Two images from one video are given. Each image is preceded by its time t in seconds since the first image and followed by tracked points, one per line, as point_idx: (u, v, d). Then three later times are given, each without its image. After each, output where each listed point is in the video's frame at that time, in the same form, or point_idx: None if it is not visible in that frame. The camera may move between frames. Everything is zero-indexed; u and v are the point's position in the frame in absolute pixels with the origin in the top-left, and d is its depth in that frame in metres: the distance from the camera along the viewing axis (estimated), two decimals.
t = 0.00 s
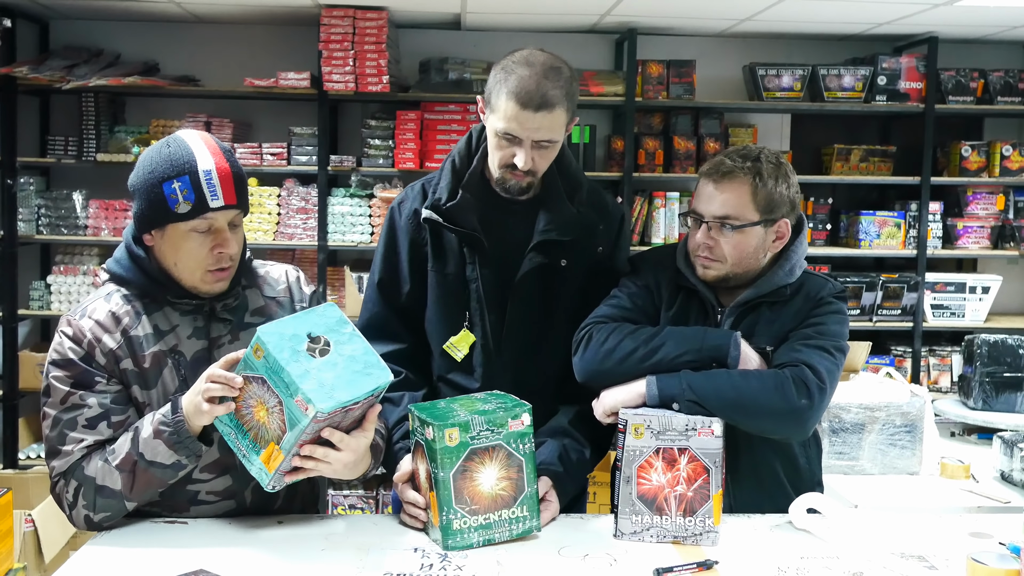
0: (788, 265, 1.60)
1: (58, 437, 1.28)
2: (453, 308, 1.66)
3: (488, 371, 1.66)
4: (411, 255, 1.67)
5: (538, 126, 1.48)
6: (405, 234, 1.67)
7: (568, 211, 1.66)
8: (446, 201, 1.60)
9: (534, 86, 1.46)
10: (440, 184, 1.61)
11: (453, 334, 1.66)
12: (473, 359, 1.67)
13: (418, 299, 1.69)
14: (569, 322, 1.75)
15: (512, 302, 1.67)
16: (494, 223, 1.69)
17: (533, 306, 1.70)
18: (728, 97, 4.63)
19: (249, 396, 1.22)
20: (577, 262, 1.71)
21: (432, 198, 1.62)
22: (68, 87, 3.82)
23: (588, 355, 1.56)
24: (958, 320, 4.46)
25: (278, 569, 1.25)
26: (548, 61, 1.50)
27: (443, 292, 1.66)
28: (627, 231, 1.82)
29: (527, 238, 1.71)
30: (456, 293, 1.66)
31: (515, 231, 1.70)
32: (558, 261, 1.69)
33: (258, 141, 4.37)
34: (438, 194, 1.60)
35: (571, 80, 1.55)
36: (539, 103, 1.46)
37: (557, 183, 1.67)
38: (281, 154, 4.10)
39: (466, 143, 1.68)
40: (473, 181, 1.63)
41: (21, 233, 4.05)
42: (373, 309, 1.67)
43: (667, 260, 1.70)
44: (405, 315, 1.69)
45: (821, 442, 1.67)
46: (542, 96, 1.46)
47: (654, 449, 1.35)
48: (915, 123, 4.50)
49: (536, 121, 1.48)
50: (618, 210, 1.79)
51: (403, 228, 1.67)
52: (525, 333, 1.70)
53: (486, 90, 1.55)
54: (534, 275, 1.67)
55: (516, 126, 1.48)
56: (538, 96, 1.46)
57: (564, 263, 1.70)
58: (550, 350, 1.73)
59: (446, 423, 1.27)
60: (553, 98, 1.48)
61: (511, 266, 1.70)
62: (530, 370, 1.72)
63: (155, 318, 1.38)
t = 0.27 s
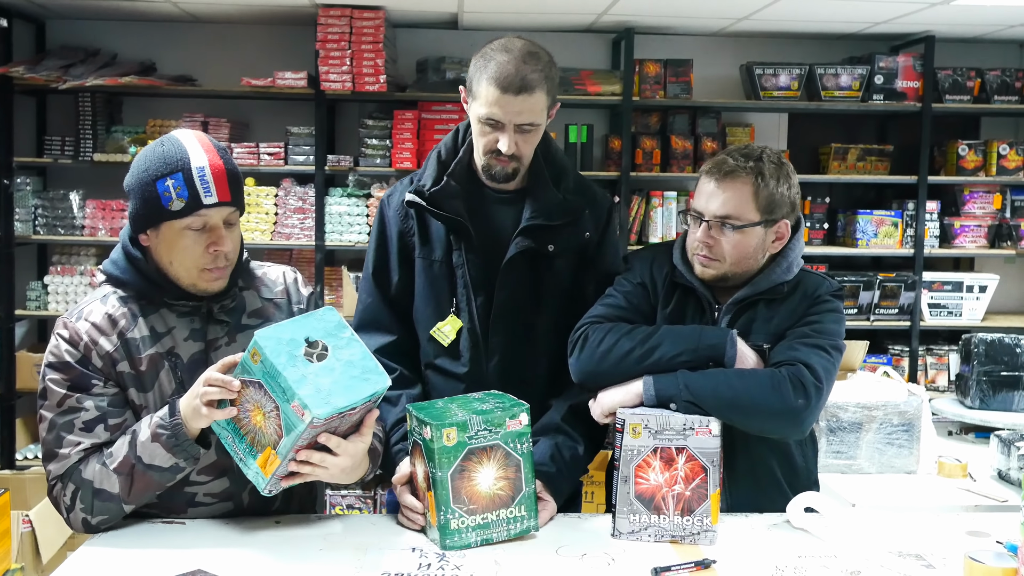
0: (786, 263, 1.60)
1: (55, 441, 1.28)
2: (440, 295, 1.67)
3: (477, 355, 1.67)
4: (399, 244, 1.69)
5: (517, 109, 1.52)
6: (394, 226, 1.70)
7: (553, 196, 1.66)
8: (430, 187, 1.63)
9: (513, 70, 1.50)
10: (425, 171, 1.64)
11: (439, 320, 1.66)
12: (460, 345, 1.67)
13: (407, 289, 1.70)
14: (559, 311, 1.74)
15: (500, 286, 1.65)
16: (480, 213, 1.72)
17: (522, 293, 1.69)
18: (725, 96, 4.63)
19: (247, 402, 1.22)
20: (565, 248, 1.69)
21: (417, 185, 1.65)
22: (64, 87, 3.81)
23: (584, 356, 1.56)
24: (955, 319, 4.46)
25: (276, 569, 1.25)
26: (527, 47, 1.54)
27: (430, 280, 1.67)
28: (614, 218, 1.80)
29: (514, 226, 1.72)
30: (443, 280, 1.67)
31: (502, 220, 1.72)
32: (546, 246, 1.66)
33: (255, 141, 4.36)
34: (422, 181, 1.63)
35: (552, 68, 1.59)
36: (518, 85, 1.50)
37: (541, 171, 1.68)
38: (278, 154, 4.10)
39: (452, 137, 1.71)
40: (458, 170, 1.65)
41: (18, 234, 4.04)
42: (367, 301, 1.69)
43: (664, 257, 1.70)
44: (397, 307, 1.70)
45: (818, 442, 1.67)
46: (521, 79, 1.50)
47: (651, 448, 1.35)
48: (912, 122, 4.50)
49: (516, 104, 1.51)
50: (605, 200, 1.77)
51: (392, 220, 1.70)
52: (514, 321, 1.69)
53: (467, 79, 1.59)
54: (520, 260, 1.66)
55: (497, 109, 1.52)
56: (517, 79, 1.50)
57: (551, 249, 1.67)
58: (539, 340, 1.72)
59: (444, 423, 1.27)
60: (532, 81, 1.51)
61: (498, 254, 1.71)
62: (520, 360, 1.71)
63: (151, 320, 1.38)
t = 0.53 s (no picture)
0: (782, 261, 1.59)
1: (50, 440, 1.27)
2: (435, 293, 1.67)
3: (473, 356, 1.67)
4: (393, 243, 1.69)
5: (504, 101, 1.53)
6: (387, 224, 1.69)
7: (545, 193, 1.66)
8: (424, 184, 1.64)
9: (499, 63, 1.51)
10: (419, 169, 1.65)
11: (434, 317, 1.67)
12: (456, 342, 1.67)
13: (401, 287, 1.70)
14: (553, 308, 1.74)
15: (495, 283, 1.66)
16: (473, 210, 1.72)
17: (515, 290, 1.70)
18: (721, 95, 4.63)
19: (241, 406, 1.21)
20: (559, 245, 1.69)
21: (411, 182, 1.65)
22: (61, 86, 3.81)
23: (578, 356, 1.56)
24: (952, 318, 4.46)
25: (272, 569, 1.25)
26: (516, 43, 1.56)
27: (424, 277, 1.67)
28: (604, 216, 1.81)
29: (507, 223, 1.72)
30: (437, 278, 1.67)
31: (495, 217, 1.72)
32: (540, 244, 1.66)
33: (252, 140, 4.36)
34: (417, 179, 1.64)
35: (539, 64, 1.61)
36: (505, 79, 1.51)
37: (533, 168, 1.69)
38: (275, 153, 4.09)
39: (444, 136, 1.72)
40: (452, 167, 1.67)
41: (14, 233, 4.03)
42: (360, 299, 1.68)
43: (659, 255, 1.70)
44: (389, 305, 1.70)
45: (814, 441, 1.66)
46: (508, 73, 1.52)
47: (648, 448, 1.35)
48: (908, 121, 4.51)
49: (502, 98, 1.52)
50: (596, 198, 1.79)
51: (385, 218, 1.70)
52: (508, 319, 1.70)
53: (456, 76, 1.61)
54: (514, 257, 1.67)
55: (483, 102, 1.53)
56: (504, 72, 1.51)
57: (545, 246, 1.67)
58: (533, 337, 1.72)
59: (440, 422, 1.27)
60: (518, 74, 1.53)
61: (491, 252, 1.71)
62: (514, 357, 1.71)
63: (147, 320, 1.38)
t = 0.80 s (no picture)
0: (779, 261, 1.59)
1: (51, 440, 1.27)
2: (433, 297, 1.67)
3: (470, 353, 1.68)
4: (390, 247, 1.68)
5: (476, 100, 1.54)
6: (384, 229, 1.69)
7: (542, 197, 1.66)
8: (420, 190, 1.63)
9: (475, 63, 1.54)
10: (415, 174, 1.64)
11: (432, 323, 1.67)
12: (455, 347, 1.68)
13: (398, 291, 1.70)
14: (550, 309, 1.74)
15: (492, 288, 1.66)
16: (468, 214, 1.72)
17: (512, 294, 1.70)
18: (721, 95, 4.63)
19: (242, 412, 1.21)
20: (555, 247, 1.69)
21: (407, 188, 1.65)
22: (60, 87, 3.81)
23: (576, 357, 1.56)
24: (952, 318, 4.46)
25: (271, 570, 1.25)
26: (498, 45, 1.58)
27: (421, 281, 1.67)
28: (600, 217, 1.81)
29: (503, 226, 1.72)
30: (435, 282, 1.67)
31: (491, 221, 1.72)
32: (536, 247, 1.66)
33: (251, 140, 4.36)
34: (413, 184, 1.63)
35: (524, 68, 1.63)
36: (478, 78, 1.53)
37: (528, 170, 1.68)
38: (274, 153, 4.10)
39: (439, 141, 1.70)
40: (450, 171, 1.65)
41: (14, 233, 4.03)
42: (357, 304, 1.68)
43: (655, 256, 1.69)
44: (387, 310, 1.70)
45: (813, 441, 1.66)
46: (482, 72, 1.53)
47: (648, 449, 1.35)
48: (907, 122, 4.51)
49: (472, 98, 1.53)
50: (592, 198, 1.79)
51: (382, 223, 1.69)
52: (506, 322, 1.70)
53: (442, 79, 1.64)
54: (511, 261, 1.67)
55: (457, 101, 1.55)
56: (479, 72, 1.53)
57: (541, 249, 1.67)
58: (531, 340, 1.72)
59: (441, 423, 1.27)
60: (492, 74, 1.54)
61: (488, 256, 1.71)
62: (512, 359, 1.71)
63: (148, 320, 1.38)
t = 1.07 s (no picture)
0: (781, 263, 1.59)
1: (55, 443, 1.27)
2: (435, 294, 1.67)
3: (472, 354, 1.68)
4: (393, 244, 1.69)
5: (474, 91, 1.57)
6: (388, 226, 1.70)
7: (545, 194, 1.66)
8: (423, 186, 1.65)
9: (475, 54, 1.57)
10: (418, 171, 1.66)
11: (433, 318, 1.67)
12: (455, 342, 1.68)
13: (401, 290, 1.70)
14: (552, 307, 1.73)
15: (494, 284, 1.65)
16: (472, 211, 1.73)
17: (514, 291, 1.69)
18: (723, 96, 4.63)
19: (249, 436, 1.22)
20: (558, 245, 1.69)
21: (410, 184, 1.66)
22: (64, 87, 3.82)
23: (579, 358, 1.55)
24: (955, 320, 4.46)
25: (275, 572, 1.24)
26: (500, 41, 1.61)
27: (423, 277, 1.67)
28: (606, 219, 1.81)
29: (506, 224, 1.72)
30: (436, 278, 1.67)
31: (494, 219, 1.73)
32: (538, 244, 1.66)
33: (254, 141, 4.36)
34: (416, 180, 1.65)
35: (525, 63, 1.65)
36: (478, 69, 1.57)
37: (532, 168, 1.68)
38: (277, 154, 4.10)
39: (445, 139, 1.73)
40: (451, 168, 1.68)
41: (17, 234, 4.04)
42: (361, 300, 1.67)
43: (657, 257, 1.69)
44: (391, 308, 1.70)
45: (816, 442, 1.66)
46: (481, 63, 1.57)
47: (651, 450, 1.35)
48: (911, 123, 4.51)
49: (472, 87, 1.57)
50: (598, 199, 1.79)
51: (386, 219, 1.70)
52: (507, 318, 1.69)
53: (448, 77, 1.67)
54: (512, 258, 1.67)
55: (458, 92, 1.59)
56: (477, 63, 1.57)
57: (543, 246, 1.67)
58: (532, 337, 1.71)
59: (435, 421, 1.28)
60: (491, 65, 1.57)
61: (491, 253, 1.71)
62: (513, 357, 1.71)
63: (155, 326, 1.37)
